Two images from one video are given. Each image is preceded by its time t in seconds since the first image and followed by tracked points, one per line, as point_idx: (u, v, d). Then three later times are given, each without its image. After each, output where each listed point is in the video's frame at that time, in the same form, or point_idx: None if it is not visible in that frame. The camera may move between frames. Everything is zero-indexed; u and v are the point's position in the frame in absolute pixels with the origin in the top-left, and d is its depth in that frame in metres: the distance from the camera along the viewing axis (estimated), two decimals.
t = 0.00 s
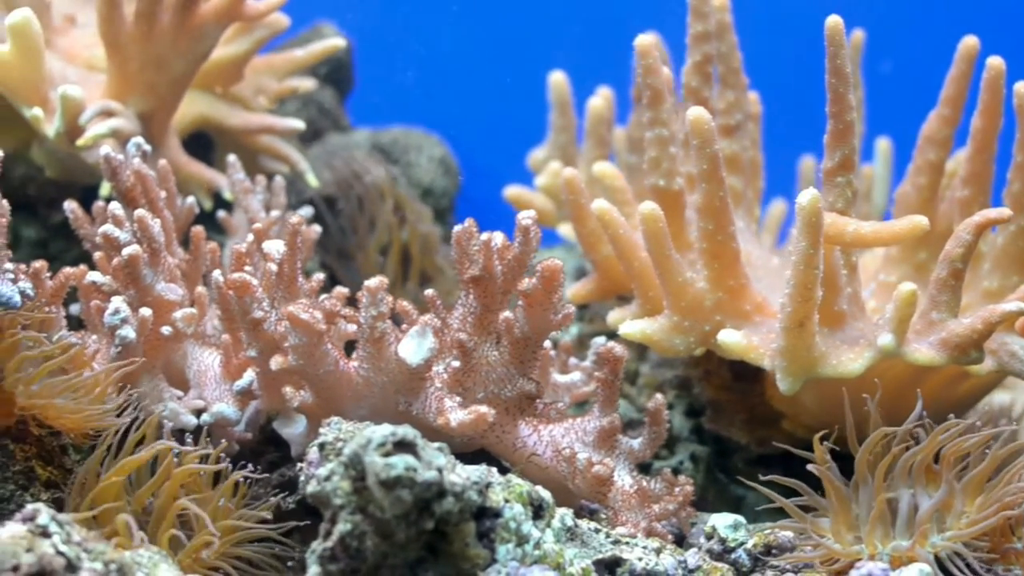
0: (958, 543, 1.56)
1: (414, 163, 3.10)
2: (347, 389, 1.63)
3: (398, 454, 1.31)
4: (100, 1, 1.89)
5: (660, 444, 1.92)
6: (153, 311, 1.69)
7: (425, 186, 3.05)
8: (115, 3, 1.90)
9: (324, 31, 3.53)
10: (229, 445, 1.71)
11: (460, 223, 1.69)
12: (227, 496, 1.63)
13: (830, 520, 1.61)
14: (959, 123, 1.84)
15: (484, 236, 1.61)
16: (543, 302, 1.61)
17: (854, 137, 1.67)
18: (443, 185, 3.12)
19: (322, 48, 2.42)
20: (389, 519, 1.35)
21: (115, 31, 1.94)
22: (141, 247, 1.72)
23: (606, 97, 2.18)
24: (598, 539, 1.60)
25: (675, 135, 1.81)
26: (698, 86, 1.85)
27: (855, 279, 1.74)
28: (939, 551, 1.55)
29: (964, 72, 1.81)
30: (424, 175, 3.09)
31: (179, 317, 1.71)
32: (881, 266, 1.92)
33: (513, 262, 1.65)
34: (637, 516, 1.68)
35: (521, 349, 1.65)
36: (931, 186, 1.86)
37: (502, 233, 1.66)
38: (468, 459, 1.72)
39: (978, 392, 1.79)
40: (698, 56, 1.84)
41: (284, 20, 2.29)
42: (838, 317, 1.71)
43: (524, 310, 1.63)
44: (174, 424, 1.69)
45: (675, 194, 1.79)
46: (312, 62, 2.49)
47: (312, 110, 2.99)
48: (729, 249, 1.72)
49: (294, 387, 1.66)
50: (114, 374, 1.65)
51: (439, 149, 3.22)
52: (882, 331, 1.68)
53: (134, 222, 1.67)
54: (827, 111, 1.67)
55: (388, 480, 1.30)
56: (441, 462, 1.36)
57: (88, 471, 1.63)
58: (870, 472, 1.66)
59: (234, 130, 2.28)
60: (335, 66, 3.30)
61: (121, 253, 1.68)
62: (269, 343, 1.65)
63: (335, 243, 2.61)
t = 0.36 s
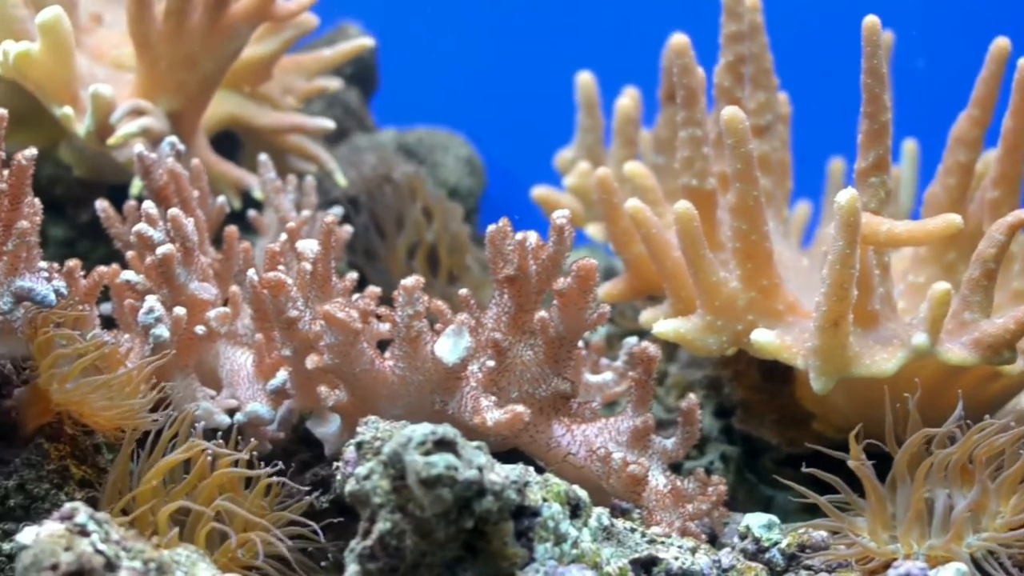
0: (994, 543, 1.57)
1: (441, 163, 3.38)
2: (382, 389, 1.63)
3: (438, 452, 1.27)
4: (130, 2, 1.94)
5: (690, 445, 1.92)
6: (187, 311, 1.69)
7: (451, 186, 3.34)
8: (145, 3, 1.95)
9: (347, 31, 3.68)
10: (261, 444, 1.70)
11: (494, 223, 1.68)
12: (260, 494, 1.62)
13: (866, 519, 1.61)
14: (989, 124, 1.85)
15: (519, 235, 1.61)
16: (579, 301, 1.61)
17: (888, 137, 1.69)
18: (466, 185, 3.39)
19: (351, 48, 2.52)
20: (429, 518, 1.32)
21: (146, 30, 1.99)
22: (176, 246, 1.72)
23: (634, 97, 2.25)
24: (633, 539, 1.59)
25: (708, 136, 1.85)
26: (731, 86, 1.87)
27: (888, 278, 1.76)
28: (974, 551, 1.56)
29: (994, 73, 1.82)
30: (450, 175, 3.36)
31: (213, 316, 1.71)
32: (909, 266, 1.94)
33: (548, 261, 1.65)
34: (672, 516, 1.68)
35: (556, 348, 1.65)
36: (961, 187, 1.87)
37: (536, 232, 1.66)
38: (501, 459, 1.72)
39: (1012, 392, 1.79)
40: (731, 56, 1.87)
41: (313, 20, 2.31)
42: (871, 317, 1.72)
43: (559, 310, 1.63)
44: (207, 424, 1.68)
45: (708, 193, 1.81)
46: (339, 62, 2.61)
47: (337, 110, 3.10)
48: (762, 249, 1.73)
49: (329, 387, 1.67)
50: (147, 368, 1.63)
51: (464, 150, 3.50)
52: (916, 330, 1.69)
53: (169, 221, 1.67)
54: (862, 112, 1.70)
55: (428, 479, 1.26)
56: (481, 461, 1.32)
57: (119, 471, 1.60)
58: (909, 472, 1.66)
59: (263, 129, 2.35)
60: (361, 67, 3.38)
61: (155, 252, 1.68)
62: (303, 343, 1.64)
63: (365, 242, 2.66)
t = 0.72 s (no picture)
0: None
1: (468, 163, 3.39)
2: (418, 388, 1.63)
3: (477, 451, 1.25)
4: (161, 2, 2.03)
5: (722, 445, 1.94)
6: (220, 310, 1.68)
7: (479, 185, 3.36)
8: (174, 2, 2.04)
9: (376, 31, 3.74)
10: (292, 444, 1.70)
11: (528, 222, 1.68)
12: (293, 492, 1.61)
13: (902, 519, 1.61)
14: (1019, 124, 1.84)
15: (553, 234, 1.61)
16: (613, 302, 1.61)
17: (921, 138, 1.68)
18: (495, 184, 3.41)
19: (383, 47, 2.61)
20: (467, 518, 1.29)
21: (176, 30, 2.06)
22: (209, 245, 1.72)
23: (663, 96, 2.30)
24: (669, 539, 1.58)
25: (741, 136, 1.87)
26: (762, 86, 1.88)
27: (921, 279, 1.75)
28: (1013, 553, 1.54)
29: None
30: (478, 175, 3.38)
31: (246, 315, 1.71)
32: (939, 267, 1.94)
33: (582, 261, 1.65)
34: (707, 516, 1.67)
35: (591, 348, 1.65)
36: (991, 187, 1.88)
37: (570, 232, 1.65)
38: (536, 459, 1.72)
39: None
40: (761, 56, 1.87)
41: (343, 19, 2.40)
42: (904, 317, 1.71)
43: (594, 310, 1.63)
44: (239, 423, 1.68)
45: (739, 194, 1.82)
46: (367, 61, 2.69)
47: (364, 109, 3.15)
48: (795, 248, 1.73)
49: (363, 387, 1.67)
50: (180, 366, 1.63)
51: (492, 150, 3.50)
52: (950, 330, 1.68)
53: (202, 220, 1.67)
54: (895, 111, 1.68)
55: (467, 478, 1.24)
56: (521, 460, 1.29)
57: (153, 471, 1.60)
58: (948, 474, 1.66)
59: (292, 127, 2.43)
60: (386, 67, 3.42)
61: (188, 250, 1.68)
62: (338, 342, 1.64)
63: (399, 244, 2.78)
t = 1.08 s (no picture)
0: None
1: (495, 163, 3.44)
2: (453, 387, 1.63)
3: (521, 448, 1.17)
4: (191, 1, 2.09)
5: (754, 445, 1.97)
6: (253, 309, 1.69)
7: (506, 186, 3.42)
8: (203, 2, 2.09)
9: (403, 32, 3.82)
10: (325, 443, 1.70)
11: (563, 222, 1.68)
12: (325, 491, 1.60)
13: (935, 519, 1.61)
14: None
15: (588, 234, 1.61)
16: (649, 302, 1.61)
17: (954, 137, 1.69)
18: (522, 184, 3.46)
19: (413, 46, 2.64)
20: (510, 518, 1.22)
21: (205, 29, 2.13)
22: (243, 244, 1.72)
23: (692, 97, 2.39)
24: (705, 539, 1.57)
25: (771, 135, 1.85)
26: (793, 86, 1.90)
27: (953, 279, 1.75)
28: None
29: None
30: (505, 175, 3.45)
31: (279, 315, 1.72)
32: (969, 267, 1.95)
33: (616, 260, 1.64)
34: (741, 516, 1.67)
35: (626, 348, 1.65)
36: (1022, 188, 1.88)
37: (604, 232, 1.65)
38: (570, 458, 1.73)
39: None
40: (792, 57, 1.89)
41: (373, 18, 2.45)
42: (937, 316, 1.71)
43: (629, 310, 1.62)
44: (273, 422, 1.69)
45: (771, 194, 1.80)
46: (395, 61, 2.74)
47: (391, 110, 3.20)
48: (828, 249, 1.73)
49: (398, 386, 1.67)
50: (214, 363, 1.64)
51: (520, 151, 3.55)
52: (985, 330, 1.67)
53: (235, 218, 1.66)
54: (929, 111, 1.69)
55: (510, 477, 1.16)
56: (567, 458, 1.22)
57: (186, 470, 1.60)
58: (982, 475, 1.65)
59: (321, 126, 2.48)
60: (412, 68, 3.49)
61: (222, 249, 1.67)
62: (373, 342, 1.64)
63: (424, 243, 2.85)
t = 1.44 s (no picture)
0: None
1: (522, 162, 3.51)
2: (487, 388, 1.62)
3: (557, 451, 1.19)
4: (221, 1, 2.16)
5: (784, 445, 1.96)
6: (287, 309, 1.68)
7: (533, 185, 3.48)
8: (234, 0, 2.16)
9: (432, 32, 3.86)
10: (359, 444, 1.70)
11: (597, 222, 1.67)
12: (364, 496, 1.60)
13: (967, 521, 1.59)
14: None
15: (622, 233, 1.59)
16: (683, 301, 1.58)
17: (991, 137, 1.69)
18: (550, 185, 3.53)
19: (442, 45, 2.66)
20: (545, 518, 1.25)
21: (235, 29, 2.19)
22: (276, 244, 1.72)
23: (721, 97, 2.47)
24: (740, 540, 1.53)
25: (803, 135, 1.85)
26: (825, 86, 1.93)
27: (986, 279, 1.75)
28: None
29: None
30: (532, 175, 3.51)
31: (313, 315, 1.71)
32: (1001, 269, 1.94)
33: (650, 260, 1.62)
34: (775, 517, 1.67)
35: (660, 348, 1.64)
36: None
37: (636, 232, 1.63)
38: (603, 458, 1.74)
39: None
40: (824, 57, 1.92)
41: (401, 17, 2.47)
42: (971, 318, 1.69)
43: (663, 309, 1.61)
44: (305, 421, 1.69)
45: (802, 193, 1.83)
46: (424, 59, 2.79)
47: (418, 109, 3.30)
48: (861, 249, 1.73)
49: (432, 386, 1.65)
50: (251, 371, 1.64)
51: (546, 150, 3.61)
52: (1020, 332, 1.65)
53: (269, 218, 1.66)
54: (966, 112, 1.69)
55: (546, 478, 1.18)
56: (599, 459, 1.24)
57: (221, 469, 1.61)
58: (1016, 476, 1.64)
59: (350, 125, 2.52)
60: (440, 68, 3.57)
61: (255, 248, 1.68)
62: (406, 342, 1.63)
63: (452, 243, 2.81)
